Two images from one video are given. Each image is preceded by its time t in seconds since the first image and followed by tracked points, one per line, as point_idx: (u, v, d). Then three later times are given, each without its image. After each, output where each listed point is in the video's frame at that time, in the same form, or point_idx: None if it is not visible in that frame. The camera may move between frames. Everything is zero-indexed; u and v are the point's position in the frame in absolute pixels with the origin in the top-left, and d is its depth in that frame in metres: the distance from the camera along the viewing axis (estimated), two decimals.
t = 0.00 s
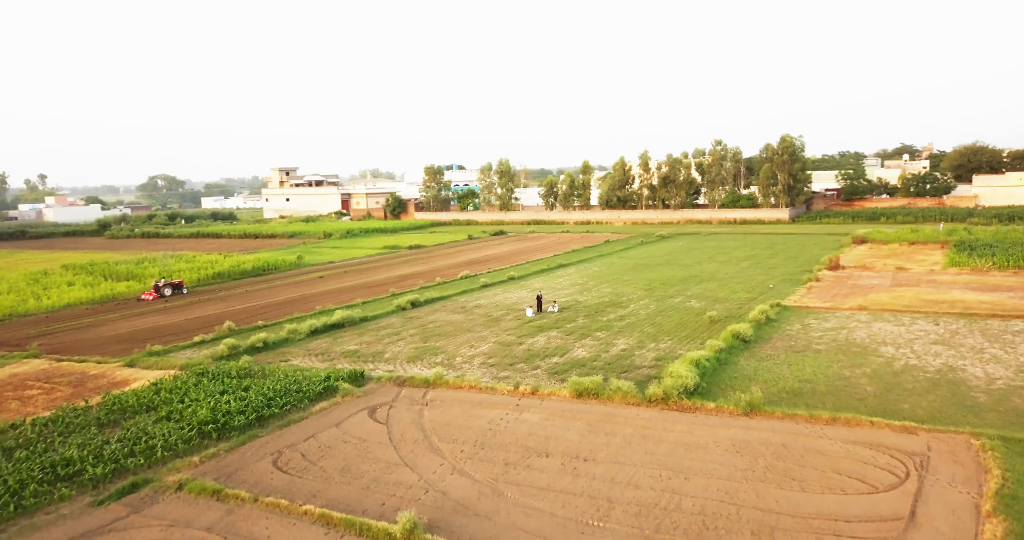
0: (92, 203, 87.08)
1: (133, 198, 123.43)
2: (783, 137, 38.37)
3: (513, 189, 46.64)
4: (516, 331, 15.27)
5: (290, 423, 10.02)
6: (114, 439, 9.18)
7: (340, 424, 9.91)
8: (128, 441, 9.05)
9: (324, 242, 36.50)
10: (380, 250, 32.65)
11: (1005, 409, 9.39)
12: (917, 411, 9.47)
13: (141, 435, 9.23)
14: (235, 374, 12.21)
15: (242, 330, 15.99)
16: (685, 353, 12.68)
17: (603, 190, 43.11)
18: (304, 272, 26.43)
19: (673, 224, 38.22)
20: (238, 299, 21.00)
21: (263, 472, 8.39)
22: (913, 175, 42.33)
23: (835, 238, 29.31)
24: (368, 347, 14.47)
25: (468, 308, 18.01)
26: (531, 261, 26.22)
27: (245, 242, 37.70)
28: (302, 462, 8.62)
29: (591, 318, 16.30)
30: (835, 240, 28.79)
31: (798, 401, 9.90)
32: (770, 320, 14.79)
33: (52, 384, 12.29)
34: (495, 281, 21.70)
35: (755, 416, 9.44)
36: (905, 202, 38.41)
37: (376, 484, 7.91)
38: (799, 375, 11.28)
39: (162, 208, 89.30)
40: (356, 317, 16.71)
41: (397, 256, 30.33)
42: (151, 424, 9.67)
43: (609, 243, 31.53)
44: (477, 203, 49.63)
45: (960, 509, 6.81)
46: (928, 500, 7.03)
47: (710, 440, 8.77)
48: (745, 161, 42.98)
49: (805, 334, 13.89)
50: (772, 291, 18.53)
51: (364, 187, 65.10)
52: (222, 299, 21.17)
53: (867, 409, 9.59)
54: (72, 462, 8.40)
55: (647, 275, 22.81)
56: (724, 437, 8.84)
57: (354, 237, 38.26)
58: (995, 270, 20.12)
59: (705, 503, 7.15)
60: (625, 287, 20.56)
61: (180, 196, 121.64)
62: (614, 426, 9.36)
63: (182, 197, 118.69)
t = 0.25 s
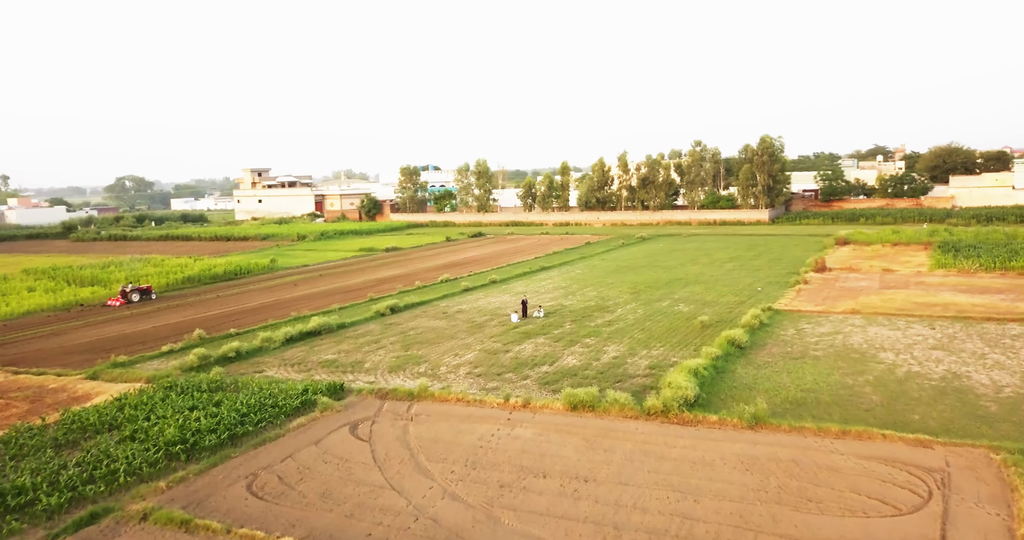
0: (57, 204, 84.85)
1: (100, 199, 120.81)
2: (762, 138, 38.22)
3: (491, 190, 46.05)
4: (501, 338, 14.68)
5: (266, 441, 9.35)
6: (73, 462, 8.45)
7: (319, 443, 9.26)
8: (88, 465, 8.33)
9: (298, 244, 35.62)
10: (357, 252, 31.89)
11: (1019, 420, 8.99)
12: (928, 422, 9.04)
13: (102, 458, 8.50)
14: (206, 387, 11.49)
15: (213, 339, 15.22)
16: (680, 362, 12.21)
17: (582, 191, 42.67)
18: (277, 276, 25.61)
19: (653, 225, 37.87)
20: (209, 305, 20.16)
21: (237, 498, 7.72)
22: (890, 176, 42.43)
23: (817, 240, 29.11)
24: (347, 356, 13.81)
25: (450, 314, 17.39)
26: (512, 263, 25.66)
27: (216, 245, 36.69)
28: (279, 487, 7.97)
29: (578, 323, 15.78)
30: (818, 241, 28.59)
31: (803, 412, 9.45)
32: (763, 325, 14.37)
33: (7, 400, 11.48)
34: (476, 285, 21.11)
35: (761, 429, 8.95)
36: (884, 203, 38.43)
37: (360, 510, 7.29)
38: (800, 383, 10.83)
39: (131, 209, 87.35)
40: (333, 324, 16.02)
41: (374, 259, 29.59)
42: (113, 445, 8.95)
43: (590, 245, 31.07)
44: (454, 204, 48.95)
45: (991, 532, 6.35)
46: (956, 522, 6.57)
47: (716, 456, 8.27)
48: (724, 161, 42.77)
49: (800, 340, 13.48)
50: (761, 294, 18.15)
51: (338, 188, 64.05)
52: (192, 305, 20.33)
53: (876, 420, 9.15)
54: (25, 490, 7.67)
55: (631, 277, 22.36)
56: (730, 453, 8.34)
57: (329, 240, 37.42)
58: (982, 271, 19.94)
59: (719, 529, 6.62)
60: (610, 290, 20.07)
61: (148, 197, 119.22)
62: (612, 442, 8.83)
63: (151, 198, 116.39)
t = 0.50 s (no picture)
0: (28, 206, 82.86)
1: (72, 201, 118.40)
2: (748, 139, 37.94)
3: (473, 191, 45.41)
4: (491, 345, 14.08)
5: (245, 462, 8.66)
6: (32, 490, 7.72)
7: (303, 463, 8.60)
8: (49, 493, 7.61)
9: (277, 247, 34.75)
10: (337, 255, 31.10)
11: None
12: (950, 436, 8.56)
13: (65, 485, 7.79)
14: (180, 402, 10.75)
15: (189, 347, 14.46)
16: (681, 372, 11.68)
17: (566, 192, 42.14)
18: (256, 280, 24.79)
19: (639, 227, 37.42)
20: (184, 310, 19.35)
21: (214, 528, 7.06)
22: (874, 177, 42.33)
23: (805, 241, 28.79)
24: (331, 366, 13.13)
25: (437, 319, 16.75)
26: (499, 266, 25.04)
27: (191, 247, 35.68)
28: (260, 515, 7.31)
29: (571, 329, 15.21)
30: (806, 243, 28.27)
31: (818, 427, 8.94)
32: (764, 331, 13.88)
33: None
34: (463, 289, 20.48)
35: (775, 445, 8.43)
36: (869, 203, 38.29)
37: None
38: (810, 394, 10.34)
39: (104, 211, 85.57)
40: (315, 331, 15.31)
41: (355, 262, 28.83)
42: (78, 469, 8.23)
43: (576, 247, 30.54)
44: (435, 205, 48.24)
45: None
46: None
47: (732, 476, 7.73)
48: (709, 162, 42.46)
49: (804, 347, 13.00)
50: (756, 299, 17.70)
51: (317, 189, 63.02)
52: (166, 311, 19.50)
53: (896, 435, 8.66)
54: None
55: (621, 280, 21.84)
56: (746, 473, 7.80)
57: (308, 242, 36.58)
58: (977, 273, 19.64)
59: None
60: (601, 293, 19.51)
61: (122, 198, 117.02)
62: (618, 460, 8.26)
63: (125, 199, 114.26)
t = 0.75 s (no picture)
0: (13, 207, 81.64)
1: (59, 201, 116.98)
2: (745, 139, 37.49)
3: (467, 193, 44.79)
4: (492, 353, 13.49)
5: (234, 484, 8.03)
6: (0, 519, 7.08)
7: (297, 486, 7.99)
8: (19, 522, 6.96)
9: (267, 249, 34.03)
10: (329, 257, 30.43)
11: None
12: (989, 454, 8.04)
13: (37, 513, 7.14)
14: (165, 416, 10.10)
15: (175, 356, 13.79)
16: (695, 383, 11.14)
17: (560, 193, 41.60)
18: (245, 284, 24.10)
19: (635, 228, 36.91)
20: (171, 315, 18.65)
21: None
22: (870, 179, 41.98)
23: (805, 243, 28.32)
24: (324, 376, 12.50)
25: (434, 326, 16.13)
26: (495, 269, 24.45)
27: (179, 250, 34.91)
28: None
29: (574, 335, 14.64)
30: (806, 245, 27.81)
31: (847, 444, 8.40)
32: (776, 338, 13.36)
33: None
34: (459, 293, 19.87)
35: (804, 465, 7.88)
36: (866, 205, 37.92)
37: None
38: (833, 408, 9.80)
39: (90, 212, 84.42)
40: (307, 338, 14.67)
41: (347, 264, 28.17)
42: (53, 494, 7.58)
43: (573, 249, 29.98)
44: (428, 206, 47.60)
45: None
46: None
47: (761, 500, 7.17)
48: (705, 163, 42.01)
49: (819, 355, 12.47)
50: (763, 303, 17.18)
51: (308, 190, 62.20)
52: (151, 316, 18.79)
53: (930, 453, 8.12)
54: None
55: (621, 283, 21.29)
56: (777, 496, 7.25)
57: (299, 244, 35.86)
58: (986, 277, 19.18)
59: None
60: (602, 297, 18.96)
61: (109, 199, 115.65)
62: (637, 482, 7.69)
63: (112, 200, 112.97)
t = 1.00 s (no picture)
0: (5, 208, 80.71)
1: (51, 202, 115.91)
2: (748, 140, 36.97)
3: (464, 194, 44.18)
4: (498, 362, 12.89)
5: (225, 510, 7.42)
6: None
7: (295, 511, 7.40)
8: None
9: (261, 251, 33.37)
10: (325, 260, 29.78)
11: None
12: None
13: None
14: (153, 432, 9.48)
15: (165, 364, 13.15)
16: (713, 396, 10.56)
17: (560, 194, 41.02)
18: (239, 287, 23.45)
19: (635, 230, 36.36)
20: (162, 321, 18.01)
21: None
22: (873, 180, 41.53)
23: (811, 246, 27.81)
24: (322, 387, 11.88)
25: (435, 332, 15.53)
26: (495, 272, 23.86)
27: (172, 251, 34.23)
28: None
29: (582, 343, 14.06)
30: (812, 248, 27.28)
31: (884, 465, 7.83)
32: (794, 347, 12.80)
33: None
34: (460, 298, 19.28)
35: (841, 489, 7.32)
36: (869, 206, 37.44)
37: None
38: (863, 424, 9.23)
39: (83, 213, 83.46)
40: (304, 346, 14.05)
41: (344, 267, 27.52)
42: (29, 522, 6.98)
43: (574, 251, 29.40)
44: (425, 207, 46.98)
45: None
46: None
47: (799, 529, 6.60)
48: (706, 164, 41.50)
49: (840, 365, 11.91)
50: (775, 309, 16.63)
51: (303, 191, 61.50)
52: (141, 321, 18.14)
53: (975, 475, 7.56)
54: None
55: (627, 287, 20.71)
56: (816, 523, 6.69)
57: (294, 246, 35.20)
58: (1002, 281, 18.65)
59: None
60: (608, 302, 18.38)
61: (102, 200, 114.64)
62: (662, 507, 7.11)
63: (106, 201, 112.00)
